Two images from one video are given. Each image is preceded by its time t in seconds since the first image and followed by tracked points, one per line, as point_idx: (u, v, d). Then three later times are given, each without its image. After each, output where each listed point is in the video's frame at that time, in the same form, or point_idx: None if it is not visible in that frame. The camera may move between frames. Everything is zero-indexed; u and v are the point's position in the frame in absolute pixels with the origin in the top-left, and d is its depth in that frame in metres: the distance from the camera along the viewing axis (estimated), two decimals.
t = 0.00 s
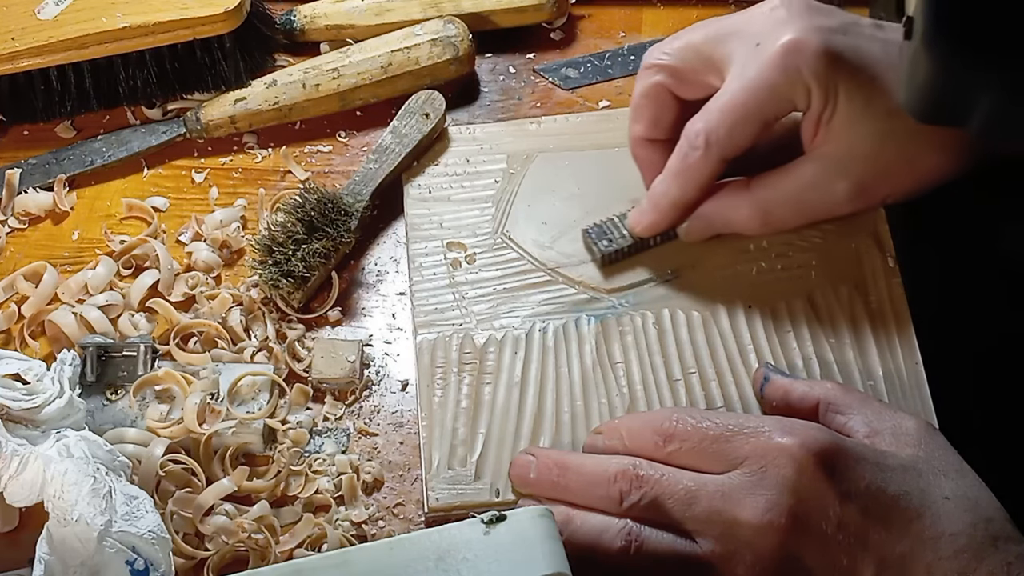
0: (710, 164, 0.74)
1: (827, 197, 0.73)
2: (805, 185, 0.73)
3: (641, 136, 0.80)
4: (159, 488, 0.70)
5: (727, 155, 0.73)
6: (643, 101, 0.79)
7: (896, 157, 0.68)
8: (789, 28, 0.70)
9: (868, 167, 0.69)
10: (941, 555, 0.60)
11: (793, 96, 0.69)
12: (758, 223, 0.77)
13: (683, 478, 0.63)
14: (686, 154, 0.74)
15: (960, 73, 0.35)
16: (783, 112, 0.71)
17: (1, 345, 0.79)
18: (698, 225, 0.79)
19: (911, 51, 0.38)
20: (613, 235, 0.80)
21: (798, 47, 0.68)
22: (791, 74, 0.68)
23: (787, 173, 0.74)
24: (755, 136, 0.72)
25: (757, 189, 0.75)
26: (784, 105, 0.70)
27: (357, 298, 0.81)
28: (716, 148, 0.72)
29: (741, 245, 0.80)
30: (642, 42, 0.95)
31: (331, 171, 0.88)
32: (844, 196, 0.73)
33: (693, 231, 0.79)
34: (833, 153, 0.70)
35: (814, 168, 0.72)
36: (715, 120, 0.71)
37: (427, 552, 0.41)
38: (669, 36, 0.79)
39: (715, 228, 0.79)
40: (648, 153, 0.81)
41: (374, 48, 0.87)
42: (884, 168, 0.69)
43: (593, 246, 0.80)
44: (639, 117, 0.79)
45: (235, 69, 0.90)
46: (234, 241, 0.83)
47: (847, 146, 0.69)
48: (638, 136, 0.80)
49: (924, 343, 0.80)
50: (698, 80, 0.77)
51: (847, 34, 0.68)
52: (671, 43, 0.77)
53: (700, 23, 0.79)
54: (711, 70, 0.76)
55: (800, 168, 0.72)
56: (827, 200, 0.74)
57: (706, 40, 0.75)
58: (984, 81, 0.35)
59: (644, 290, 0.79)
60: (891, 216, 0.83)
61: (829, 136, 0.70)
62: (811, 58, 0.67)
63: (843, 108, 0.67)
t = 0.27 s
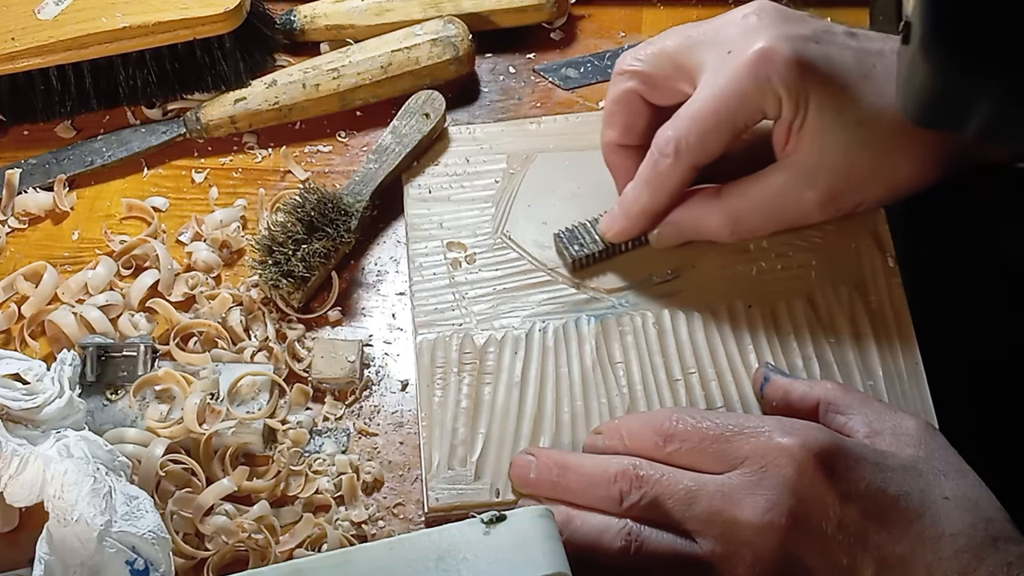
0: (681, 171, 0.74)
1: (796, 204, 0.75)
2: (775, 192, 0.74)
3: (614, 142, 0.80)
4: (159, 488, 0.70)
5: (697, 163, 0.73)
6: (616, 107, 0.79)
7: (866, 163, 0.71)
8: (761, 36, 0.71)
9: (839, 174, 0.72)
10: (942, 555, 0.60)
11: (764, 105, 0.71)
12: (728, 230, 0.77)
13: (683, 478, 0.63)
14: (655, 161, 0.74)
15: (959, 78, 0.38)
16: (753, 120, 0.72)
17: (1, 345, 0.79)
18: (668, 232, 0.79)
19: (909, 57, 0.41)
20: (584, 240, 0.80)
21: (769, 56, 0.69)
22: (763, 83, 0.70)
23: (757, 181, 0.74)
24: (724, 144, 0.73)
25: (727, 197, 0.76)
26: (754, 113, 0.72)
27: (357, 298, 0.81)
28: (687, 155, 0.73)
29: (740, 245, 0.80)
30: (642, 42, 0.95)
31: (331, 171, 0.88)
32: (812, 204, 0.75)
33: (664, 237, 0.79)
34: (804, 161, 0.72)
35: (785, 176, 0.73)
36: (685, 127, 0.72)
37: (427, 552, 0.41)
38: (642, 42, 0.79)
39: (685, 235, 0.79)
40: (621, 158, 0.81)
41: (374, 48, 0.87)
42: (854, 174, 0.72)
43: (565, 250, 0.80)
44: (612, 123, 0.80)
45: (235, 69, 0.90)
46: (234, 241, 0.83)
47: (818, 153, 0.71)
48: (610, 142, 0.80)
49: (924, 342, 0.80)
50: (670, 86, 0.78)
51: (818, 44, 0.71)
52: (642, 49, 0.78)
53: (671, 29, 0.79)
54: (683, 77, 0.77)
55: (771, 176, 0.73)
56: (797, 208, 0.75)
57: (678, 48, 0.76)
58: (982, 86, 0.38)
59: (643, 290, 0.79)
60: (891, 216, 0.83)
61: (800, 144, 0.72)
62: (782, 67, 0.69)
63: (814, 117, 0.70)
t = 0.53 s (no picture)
0: (662, 173, 0.74)
1: (778, 208, 0.75)
2: (756, 196, 0.74)
3: (597, 143, 0.81)
4: (159, 488, 0.70)
5: (679, 164, 0.74)
6: (599, 108, 0.79)
7: (847, 166, 0.71)
8: (743, 39, 0.71)
9: (820, 177, 0.72)
10: (942, 555, 0.60)
11: (745, 107, 0.71)
12: (710, 233, 0.77)
13: (683, 478, 0.63)
14: (637, 162, 0.74)
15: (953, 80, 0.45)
16: (734, 123, 0.73)
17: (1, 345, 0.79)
18: (651, 234, 0.79)
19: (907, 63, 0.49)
20: (566, 242, 0.80)
21: (750, 59, 0.70)
22: (743, 86, 0.70)
23: (739, 184, 0.74)
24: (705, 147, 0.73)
25: (709, 200, 0.76)
26: (736, 116, 0.72)
27: (357, 298, 0.81)
28: (668, 157, 0.73)
29: (740, 245, 0.80)
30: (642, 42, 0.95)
31: (331, 171, 0.88)
32: (794, 208, 0.75)
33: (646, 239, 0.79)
34: (786, 164, 0.72)
35: (766, 180, 0.73)
36: (667, 129, 0.72)
37: (427, 552, 0.41)
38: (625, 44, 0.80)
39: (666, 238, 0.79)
40: (604, 160, 0.81)
41: (374, 48, 0.87)
42: (835, 177, 0.72)
43: (547, 251, 0.80)
44: (595, 125, 0.80)
45: (235, 69, 0.90)
46: (234, 241, 0.83)
47: (800, 157, 0.71)
48: (593, 144, 0.81)
49: (924, 342, 0.80)
50: (653, 89, 0.78)
51: (799, 47, 0.71)
52: (625, 52, 0.78)
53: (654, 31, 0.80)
54: (666, 79, 0.77)
55: (752, 179, 0.74)
56: (778, 211, 0.75)
57: (661, 50, 0.76)
58: (982, 87, 0.44)
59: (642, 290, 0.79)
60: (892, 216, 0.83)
61: (781, 147, 0.72)
62: (763, 71, 0.69)
63: (796, 120, 0.70)
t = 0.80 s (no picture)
0: (641, 150, 0.74)
1: (759, 192, 0.75)
2: (739, 178, 0.74)
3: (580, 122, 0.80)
4: (159, 488, 0.70)
5: (659, 142, 0.74)
6: (586, 86, 0.79)
7: (829, 151, 0.71)
8: (730, 21, 0.72)
9: (803, 162, 0.72)
10: (942, 556, 0.60)
11: (730, 88, 0.71)
12: (690, 214, 0.77)
13: (683, 478, 0.63)
14: (615, 137, 0.74)
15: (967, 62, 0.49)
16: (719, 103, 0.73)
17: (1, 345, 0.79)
18: (629, 213, 0.79)
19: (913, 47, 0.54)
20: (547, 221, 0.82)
21: (737, 39, 0.70)
22: (729, 66, 0.70)
23: (722, 166, 0.74)
24: (687, 126, 0.74)
25: (690, 181, 0.75)
26: (721, 96, 0.72)
27: (357, 298, 0.81)
28: (648, 132, 0.73)
29: (740, 246, 0.80)
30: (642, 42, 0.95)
31: (331, 171, 0.88)
32: (776, 192, 0.75)
33: (626, 221, 0.80)
34: (770, 148, 0.72)
35: (749, 163, 0.73)
36: (650, 104, 0.72)
37: (428, 552, 0.41)
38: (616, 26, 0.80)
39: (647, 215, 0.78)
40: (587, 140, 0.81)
41: (374, 48, 0.87)
42: (817, 163, 0.72)
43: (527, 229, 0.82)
44: (579, 103, 0.80)
45: (235, 69, 0.90)
46: (234, 241, 0.83)
47: (783, 141, 0.71)
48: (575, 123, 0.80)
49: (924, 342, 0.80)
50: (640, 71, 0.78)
51: (787, 34, 0.71)
52: (616, 32, 0.79)
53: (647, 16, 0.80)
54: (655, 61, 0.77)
55: (736, 162, 0.74)
56: (759, 197, 0.75)
57: (651, 32, 0.77)
58: (989, 74, 0.49)
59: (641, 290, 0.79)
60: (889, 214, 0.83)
61: (765, 131, 0.72)
62: (749, 52, 0.70)
63: (779, 103, 0.70)
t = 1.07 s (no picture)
0: (747, 133, 0.69)
1: (863, 171, 0.68)
2: (844, 158, 0.68)
3: (677, 107, 0.78)
4: (159, 488, 0.70)
5: (764, 125, 0.69)
6: (683, 71, 0.76)
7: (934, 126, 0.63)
8: None
9: (905, 139, 0.65)
10: (941, 555, 0.60)
11: (832, 65, 0.65)
12: (796, 195, 0.73)
13: (683, 478, 0.63)
14: (722, 120, 0.69)
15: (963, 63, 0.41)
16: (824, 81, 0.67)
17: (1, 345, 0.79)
18: (736, 197, 0.76)
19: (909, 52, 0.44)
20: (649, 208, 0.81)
21: (838, 15, 0.64)
22: (833, 43, 0.64)
23: (828, 145, 0.69)
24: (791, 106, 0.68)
25: (795, 164, 0.71)
26: (824, 75, 0.66)
27: (357, 298, 0.81)
28: (754, 115, 0.68)
29: (741, 245, 0.80)
30: (642, 42, 0.95)
31: (331, 171, 0.88)
32: (881, 171, 0.68)
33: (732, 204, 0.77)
34: (870, 125, 0.65)
35: (852, 141, 0.67)
36: (751, 88, 0.68)
37: (427, 552, 0.41)
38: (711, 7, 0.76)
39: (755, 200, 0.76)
40: (685, 124, 0.78)
41: (374, 48, 0.87)
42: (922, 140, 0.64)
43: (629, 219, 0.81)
44: (677, 89, 0.77)
45: (235, 69, 0.90)
46: (234, 241, 0.83)
47: (883, 118, 0.64)
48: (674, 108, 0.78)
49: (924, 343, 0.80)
50: (738, 51, 0.74)
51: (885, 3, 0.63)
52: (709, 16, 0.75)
53: None
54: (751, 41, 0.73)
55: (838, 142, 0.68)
56: (863, 176, 0.69)
57: (744, 12, 0.72)
58: (983, 73, 0.41)
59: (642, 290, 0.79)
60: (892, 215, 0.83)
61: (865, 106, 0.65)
62: (850, 27, 0.63)
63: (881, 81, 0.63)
